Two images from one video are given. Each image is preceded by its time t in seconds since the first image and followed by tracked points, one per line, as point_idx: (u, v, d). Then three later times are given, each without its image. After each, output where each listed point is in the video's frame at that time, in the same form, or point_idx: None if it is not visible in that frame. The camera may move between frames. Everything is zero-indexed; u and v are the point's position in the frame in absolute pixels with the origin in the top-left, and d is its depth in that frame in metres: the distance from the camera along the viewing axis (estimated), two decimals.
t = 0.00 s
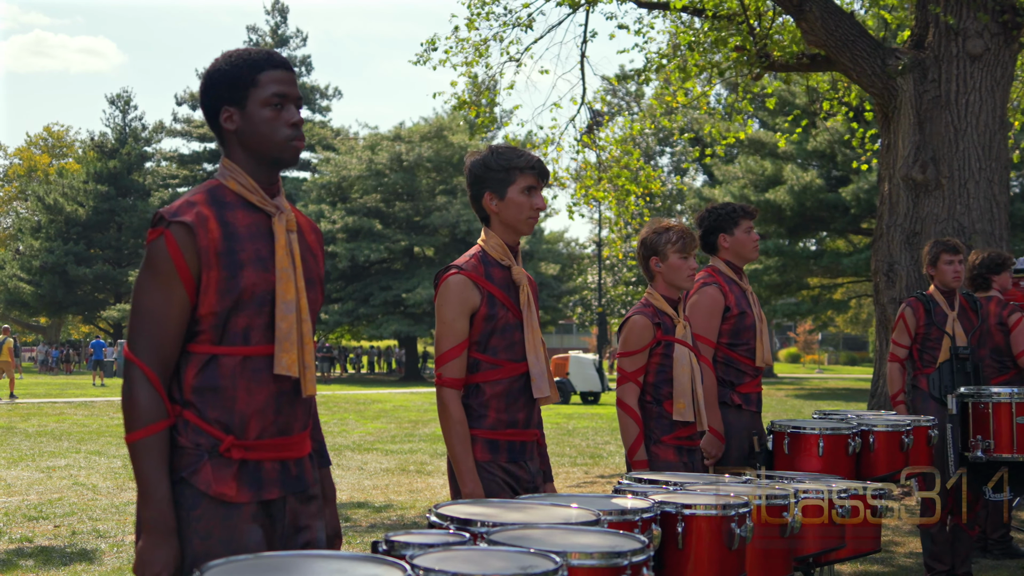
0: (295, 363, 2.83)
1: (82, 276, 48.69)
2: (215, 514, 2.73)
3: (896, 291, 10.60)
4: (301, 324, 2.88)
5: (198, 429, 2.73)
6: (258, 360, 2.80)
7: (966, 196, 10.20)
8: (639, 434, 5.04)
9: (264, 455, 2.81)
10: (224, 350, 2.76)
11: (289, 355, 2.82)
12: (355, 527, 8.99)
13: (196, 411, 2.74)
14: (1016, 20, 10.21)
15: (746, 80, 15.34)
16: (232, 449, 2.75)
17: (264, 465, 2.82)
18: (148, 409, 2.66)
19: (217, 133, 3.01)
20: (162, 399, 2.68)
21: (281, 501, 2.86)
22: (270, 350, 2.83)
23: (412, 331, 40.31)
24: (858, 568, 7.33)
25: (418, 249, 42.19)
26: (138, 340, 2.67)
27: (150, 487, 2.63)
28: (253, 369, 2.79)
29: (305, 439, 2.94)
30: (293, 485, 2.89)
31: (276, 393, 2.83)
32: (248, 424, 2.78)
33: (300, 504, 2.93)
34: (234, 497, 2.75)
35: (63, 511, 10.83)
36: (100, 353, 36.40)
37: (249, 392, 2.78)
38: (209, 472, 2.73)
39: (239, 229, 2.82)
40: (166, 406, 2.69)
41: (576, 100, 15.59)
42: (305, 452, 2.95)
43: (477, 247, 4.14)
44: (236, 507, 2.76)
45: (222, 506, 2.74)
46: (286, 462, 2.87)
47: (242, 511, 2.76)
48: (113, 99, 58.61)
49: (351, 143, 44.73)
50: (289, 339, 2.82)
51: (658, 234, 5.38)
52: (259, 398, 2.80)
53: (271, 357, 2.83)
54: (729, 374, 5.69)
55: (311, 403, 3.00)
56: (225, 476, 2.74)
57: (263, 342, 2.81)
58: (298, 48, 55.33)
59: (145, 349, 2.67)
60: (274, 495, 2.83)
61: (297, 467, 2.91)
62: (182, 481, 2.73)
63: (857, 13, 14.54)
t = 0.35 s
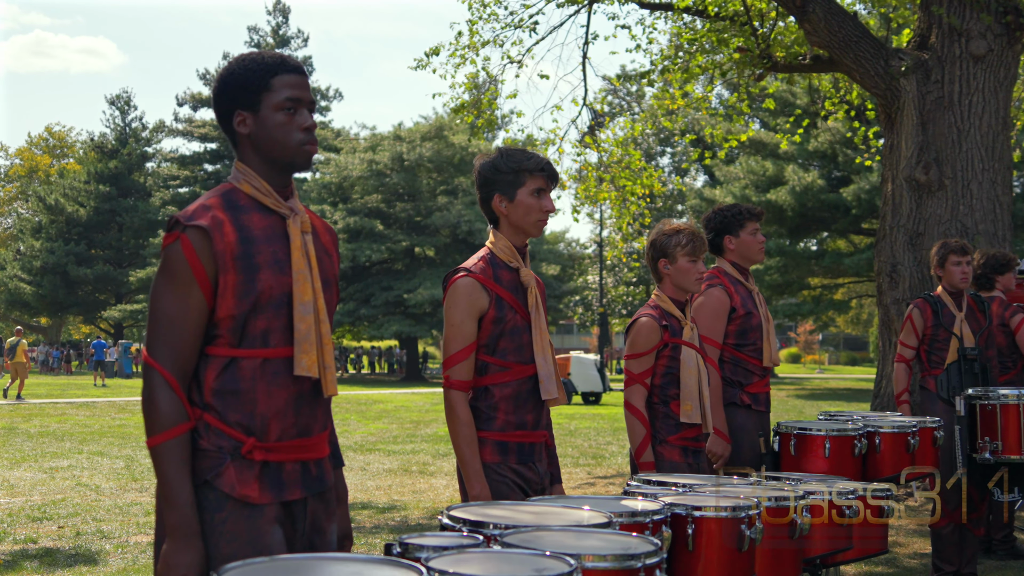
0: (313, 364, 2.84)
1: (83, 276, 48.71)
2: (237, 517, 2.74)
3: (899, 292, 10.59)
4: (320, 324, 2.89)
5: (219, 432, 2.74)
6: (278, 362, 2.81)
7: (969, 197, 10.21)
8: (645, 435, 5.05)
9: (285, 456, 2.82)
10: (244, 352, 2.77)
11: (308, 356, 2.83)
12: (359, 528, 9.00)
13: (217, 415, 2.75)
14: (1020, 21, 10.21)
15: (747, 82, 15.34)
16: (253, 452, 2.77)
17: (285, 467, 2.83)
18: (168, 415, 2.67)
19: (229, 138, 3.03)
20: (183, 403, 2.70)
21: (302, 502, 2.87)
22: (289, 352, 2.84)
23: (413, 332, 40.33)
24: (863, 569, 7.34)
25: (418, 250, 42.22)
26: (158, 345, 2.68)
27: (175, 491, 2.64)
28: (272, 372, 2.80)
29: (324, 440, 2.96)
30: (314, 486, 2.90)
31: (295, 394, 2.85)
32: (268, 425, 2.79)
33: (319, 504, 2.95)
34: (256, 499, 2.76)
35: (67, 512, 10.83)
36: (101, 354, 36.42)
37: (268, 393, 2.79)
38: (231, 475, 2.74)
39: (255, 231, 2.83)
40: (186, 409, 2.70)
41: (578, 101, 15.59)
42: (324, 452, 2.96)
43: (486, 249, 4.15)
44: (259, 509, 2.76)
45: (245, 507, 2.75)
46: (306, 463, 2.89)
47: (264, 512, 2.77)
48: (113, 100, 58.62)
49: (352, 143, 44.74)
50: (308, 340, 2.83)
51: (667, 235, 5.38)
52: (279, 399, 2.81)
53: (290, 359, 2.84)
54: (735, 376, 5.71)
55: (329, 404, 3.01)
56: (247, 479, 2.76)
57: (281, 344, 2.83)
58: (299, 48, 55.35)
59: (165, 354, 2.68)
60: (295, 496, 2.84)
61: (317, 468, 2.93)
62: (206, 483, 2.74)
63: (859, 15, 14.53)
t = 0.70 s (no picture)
0: (320, 347, 2.86)
1: (84, 276, 48.72)
2: (241, 498, 2.75)
3: (901, 288, 10.58)
4: (326, 307, 2.90)
5: (224, 414, 2.75)
6: (284, 343, 2.82)
7: (971, 192, 10.21)
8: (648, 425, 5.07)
9: (290, 438, 2.83)
10: (250, 334, 2.78)
11: (315, 338, 2.84)
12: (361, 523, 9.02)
13: (222, 396, 2.76)
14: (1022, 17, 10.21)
15: (749, 80, 15.34)
16: (259, 433, 2.78)
17: (290, 449, 2.84)
18: (175, 394, 2.68)
19: (240, 121, 3.04)
20: (190, 384, 2.71)
21: (307, 484, 2.88)
22: (295, 335, 2.86)
23: (413, 331, 40.33)
24: (865, 563, 7.35)
25: (419, 249, 42.24)
26: (165, 324, 2.69)
27: (180, 471, 2.65)
28: (278, 353, 2.82)
29: (329, 423, 2.97)
30: (319, 469, 2.91)
31: (301, 376, 2.86)
32: (274, 407, 2.80)
33: (324, 487, 2.96)
34: (261, 480, 2.77)
35: (70, 508, 10.85)
36: (102, 353, 36.42)
37: (275, 374, 2.81)
38: (236, 456, 2.75)
39: (263, 213, 2.85)
40: (193, 389, 2.72)
41: (579, 98, 15.60)
42: (329, 435, 2.97)
43: (490, 237, 4.16)
44: (264, 491, 2.78)
45: (249, 489, 2.76)
46: (312, 446, 2.90)
47: (269, 494, 2.79)
48: (114, 99, 58.65)
49: (353, 142, 44.75)
50: (315, 322, 2.85)
51: (670, 226, 5.40)
52: (285, 381, 2.82)
53: (296, 341, 2.85)
54: (738, 367, 5.72)
55: (336, 387, 3.03)
56: (251, 460, 2.77)
57: (288, 326, 2.84)
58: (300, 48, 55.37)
59: (172, 334, 2.69)
60: (300, 479, 2.85)
61: (323, 451, 2.94)
62: (211, 465, 2.75)
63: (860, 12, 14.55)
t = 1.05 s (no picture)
0: (321, 343, 2.87)
1: (84, 276, 48.73)
2: (245, 494, 2.77)
3: (900, 286, 10.59)
4: (327, 304, 2.91)
5: (227, 410, 2.77)
6: (285, 339, 2.83)
7: (971, 191, 10.23)
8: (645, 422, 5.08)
9: (293, 434, 2.85)
10: (253, 330, 2.80)
11: (316, 334, 2.86)
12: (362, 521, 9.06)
13: (224, 392, 2.77)
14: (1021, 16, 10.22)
15: (749, 79, 15.34)
16: (261, 429, 2.79)
17: (292, 445, 2.85)
18: (178, 391, 2.70)
19: (241, 118, 3.06)
20: (192, 380, 2.72)
21: (309, 480, 2.90)
22: (297, 330, 2.87)
23: (414, 331, 40.34)
24: (864, 560, 7.37)
25: (419, 249, 42.26)
26: (168, 321, 2.71)
27: (183, 465, 2.66)
28: (280, 349, 2.83)
29: (331, 419, 2.98)
30: (322, 465, 2.92)
31: (303, 372, 2.88)
32: (276, 403, 2.82)
33: (328, 483, 2.96)
34: (263, 476, 2.79)
35: (71, 507, 10.86)
36: (102, 353, 36.42)
37: (277, 370, 2.82)
38: (238, 452, 2.77)
39: (264, 210, 2.86)
40: (194, 385, 2.73)
41: (579, 97, 15.64)
42: (331, 431, 2.98)
43: (488, 234, 4.18)
44: (265, 486, 2.79)
45: (252, 485, 2.78)
46: (314, 442, 2.91)
47: (271, 489, 2.80)
48: (114, 100, 58.72)
49: (354, 142, 44.78)
50: (316, 318, 2.86)
51: (669, 224, 5.41)
52: (287, 377, 2.84)
53: (299, 336, 2.86)
54: (738, 365, 5.73)
55: (338, 384, 3.04)
56: (253, 457, 2.78)
57: (289, 322, 2.85)
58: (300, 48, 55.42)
59: (175, 330, 2.71)
60: (303, 474, 2.87)
61: (325, 447, 2.95)
62: (213, 460, 2.76)
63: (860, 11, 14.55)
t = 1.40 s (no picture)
0: (325, 348, 2.88)
1: (84, 276, 48.74)
2: (249, 499, 2.77)
3: (900, 287, 10.60)
4: (331, 309, 2.93)
5: (231, 414, 2.78)
6: (289, 344, 2.84)
7: (970, 192, 10.24)
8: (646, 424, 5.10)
9: (297, 439, 2.86)
10: (256, 335, 2.81)
11: (319, 340, 2.87)
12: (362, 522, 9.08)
13: (229, 397, 2.78)
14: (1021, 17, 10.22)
15: (749, 79, 15.35)
16: (265, 434, 2.80)
17: (297, 449, 2.86)
18: (183, 396, 2.71)
19: (244, 122, 3.07)
20: (197, 385, 2.73)
21: (313, 485, 2.91)
22: (300, 335, 2.88)
23: (414, 331, 40.34)
24: (865, 561, 7.38)
25: (419, 249, 42.27)
26: (173, 327, 2.72)
27: (189, 470, 2.68)
28: (284, 355, 2.84)
29: (335, 423, 2.99)
30: (325, 470, 2.93)
31: (307, 376, 2.88)
32: (280, 408, 2.83)
33: (331, 487, 2.98)
34: (268, 480, 2.80)
35: (71, 508, 10.87)
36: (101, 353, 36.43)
37: (281, 375, 2.83)
38: (243, 457, 2.78)
39: (267, 216, 2.87)
40: (199, 391, 2.74)
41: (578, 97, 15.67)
42: (335, 435, 2.99)
43: (492, 237, 4.19)
44: (270, 491, 2.80)
45: (256, 489, 2.78)
46: (318, 447, 2.93)
47: (276, 493, 2.81)
48: (115, 100, 58.75)
49: (353, 142, 44.81)
50: (319, 323, 2.87)
51: (669, 227, 5.42)
52: (291, 381, 2.85)
53: (302, 342, 2.87)
54: (739, 367, 5.74)
55: (341, 389, 3.05)
56: (258, 461, 2.79)
57: (293, 327, 2.87)
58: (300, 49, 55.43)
59: (179, 336, 2.72)
60: (306, 479, 2.88)
61: (329, 451, 2.96)
62: (218, 465, 2.78)
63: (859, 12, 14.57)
